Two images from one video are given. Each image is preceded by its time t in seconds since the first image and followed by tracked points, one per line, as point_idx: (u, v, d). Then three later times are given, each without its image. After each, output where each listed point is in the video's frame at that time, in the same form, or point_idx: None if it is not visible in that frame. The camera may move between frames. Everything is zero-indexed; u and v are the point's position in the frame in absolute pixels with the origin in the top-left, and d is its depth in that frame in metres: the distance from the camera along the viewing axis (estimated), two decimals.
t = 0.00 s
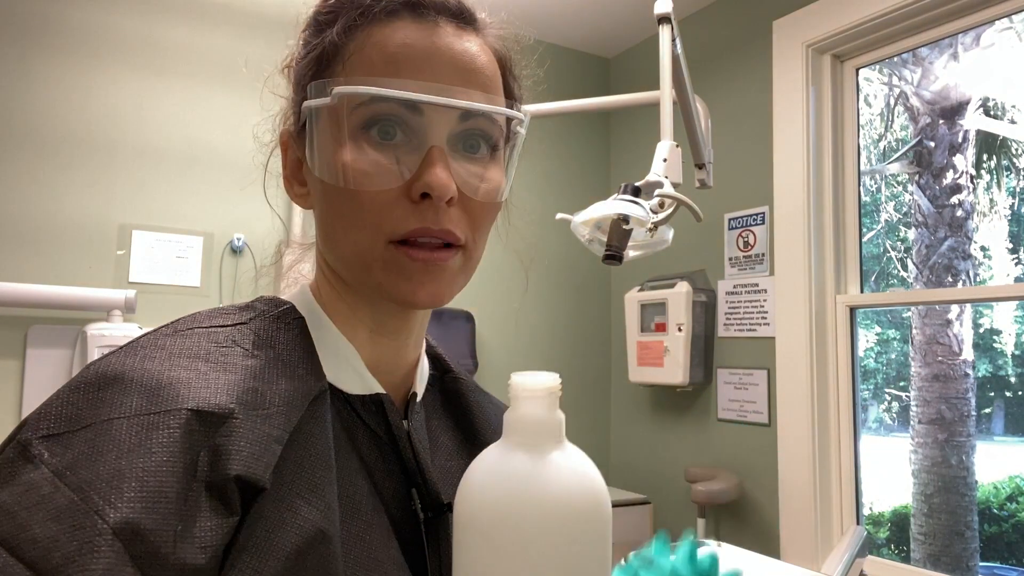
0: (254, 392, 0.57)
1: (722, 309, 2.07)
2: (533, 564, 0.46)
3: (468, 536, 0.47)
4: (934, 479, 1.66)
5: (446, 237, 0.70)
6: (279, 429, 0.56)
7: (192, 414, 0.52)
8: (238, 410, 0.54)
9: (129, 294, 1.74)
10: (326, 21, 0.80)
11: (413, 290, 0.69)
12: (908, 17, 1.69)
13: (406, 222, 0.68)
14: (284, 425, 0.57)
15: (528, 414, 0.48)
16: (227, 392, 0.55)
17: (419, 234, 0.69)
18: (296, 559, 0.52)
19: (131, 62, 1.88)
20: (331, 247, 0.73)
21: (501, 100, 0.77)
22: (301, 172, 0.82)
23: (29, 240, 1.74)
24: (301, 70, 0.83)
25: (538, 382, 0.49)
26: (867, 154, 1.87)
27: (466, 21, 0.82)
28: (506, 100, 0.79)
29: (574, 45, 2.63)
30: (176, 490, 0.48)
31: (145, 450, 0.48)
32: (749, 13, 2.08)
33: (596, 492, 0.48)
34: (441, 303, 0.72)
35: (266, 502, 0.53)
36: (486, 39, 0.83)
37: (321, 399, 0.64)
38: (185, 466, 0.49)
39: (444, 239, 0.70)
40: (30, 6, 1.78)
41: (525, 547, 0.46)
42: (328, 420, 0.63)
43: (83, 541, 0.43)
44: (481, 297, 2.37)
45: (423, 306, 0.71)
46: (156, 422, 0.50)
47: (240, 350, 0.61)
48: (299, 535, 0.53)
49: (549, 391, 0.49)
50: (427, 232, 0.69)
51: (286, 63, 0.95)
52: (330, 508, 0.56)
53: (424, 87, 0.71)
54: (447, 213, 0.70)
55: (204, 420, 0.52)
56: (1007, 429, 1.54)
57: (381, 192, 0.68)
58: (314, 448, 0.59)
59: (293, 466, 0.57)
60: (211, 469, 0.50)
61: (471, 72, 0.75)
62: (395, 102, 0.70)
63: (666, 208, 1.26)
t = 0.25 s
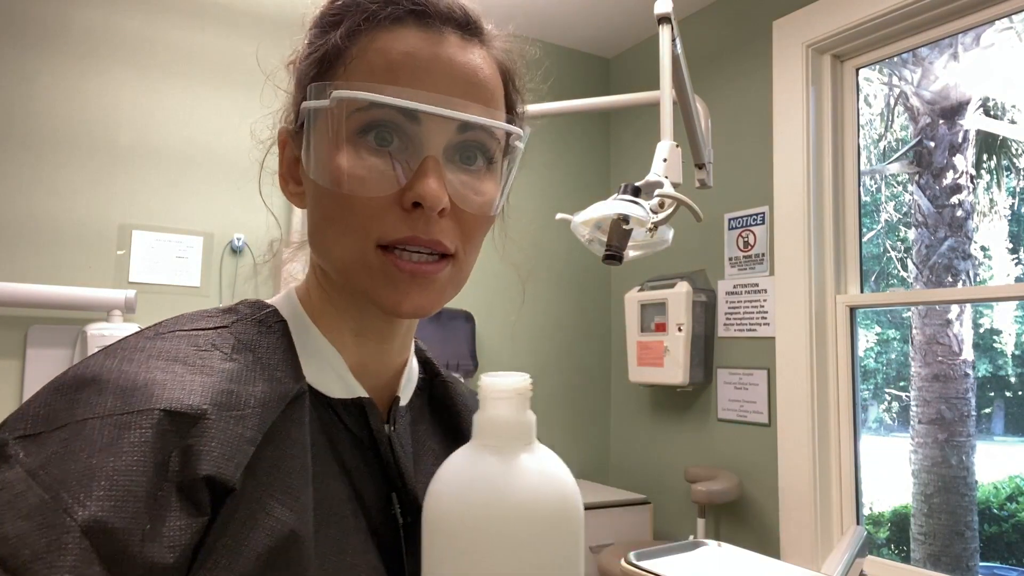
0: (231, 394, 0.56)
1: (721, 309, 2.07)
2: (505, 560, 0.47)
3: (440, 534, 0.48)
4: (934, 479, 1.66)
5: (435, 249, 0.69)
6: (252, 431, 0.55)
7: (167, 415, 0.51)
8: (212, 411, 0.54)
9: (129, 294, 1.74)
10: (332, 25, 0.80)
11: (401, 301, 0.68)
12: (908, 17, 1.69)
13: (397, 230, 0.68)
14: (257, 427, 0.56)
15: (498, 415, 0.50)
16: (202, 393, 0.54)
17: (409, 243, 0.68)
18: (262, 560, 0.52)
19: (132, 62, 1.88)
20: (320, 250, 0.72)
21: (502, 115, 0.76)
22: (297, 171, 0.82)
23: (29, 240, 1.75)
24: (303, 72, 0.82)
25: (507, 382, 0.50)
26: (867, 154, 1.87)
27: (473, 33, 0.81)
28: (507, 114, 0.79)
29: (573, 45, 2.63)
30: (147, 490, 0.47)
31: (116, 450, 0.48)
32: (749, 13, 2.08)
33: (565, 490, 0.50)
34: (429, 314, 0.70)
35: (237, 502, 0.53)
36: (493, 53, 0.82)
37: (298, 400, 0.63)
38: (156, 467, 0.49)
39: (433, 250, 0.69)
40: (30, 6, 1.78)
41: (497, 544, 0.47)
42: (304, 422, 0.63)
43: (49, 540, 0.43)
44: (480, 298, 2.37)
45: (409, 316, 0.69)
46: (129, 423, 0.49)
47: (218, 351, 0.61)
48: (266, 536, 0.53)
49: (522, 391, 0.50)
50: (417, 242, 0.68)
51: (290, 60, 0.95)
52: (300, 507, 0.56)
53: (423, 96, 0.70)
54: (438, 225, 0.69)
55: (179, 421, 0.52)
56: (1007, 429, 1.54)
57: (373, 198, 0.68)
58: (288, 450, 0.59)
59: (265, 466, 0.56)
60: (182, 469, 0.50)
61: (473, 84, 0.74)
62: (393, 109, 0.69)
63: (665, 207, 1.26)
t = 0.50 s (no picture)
0: (197, 410, 0.54)
1: (722, 309, 2.07)
2: None
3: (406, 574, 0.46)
4: (934, 479, 1.66)
5: (420, 245, 0.67)
6: (217, 448, 0.52)
7: (124, 436, 0.49)
8: (171, 429, 0.51)
9: (129, 294, 1.74)
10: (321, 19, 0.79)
11: (383, 299, 0.65)
12: (908, 17, 1.69)
13: (382, 224, 0.65)
14: (223, 443, 0.53)
15: (462, 447, 0.49)
16: (165, 411, 0.52)
17: (394, 238, 0.66)
18: None
19: (132, 62, 1.88)
20: (301, 246, 0.69)
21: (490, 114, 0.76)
22: (277, 168, 0.81)
23: (29, 240, 1.75)
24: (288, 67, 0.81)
25: (472, 412, 0.49)
26: (867, 154, 1.87)
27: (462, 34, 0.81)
28: (494, 113, 0.78)
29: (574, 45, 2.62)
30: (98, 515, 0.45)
31: (70, 476, 0.46)
32: (750, 13, 2.08)
33: (533, 523, 0.48)
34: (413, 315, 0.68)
35: (202, 522, 0.50)
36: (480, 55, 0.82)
37: (269, 413, 0.60)
38: (112, 490, 0.47)
39: (419, 247, 0.67)
40: (30, 6, 1.78)
41: None
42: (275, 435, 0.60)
43: None
44: (481, 298, 2.37)
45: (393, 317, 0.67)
46: (85, 447, 0.48)
47: (188, 368, 0.58)
48: (231, 557, 0.50)
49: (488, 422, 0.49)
50: (402, 238, 0.66)
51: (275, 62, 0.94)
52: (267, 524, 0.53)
53: (410, 90, 0.69)
54: (423, 221, 0.66)
55: (138, 442, 0.50)
56: (1007, 429, 1.54)
57: (356, 193, 0.65)
58: (259, 466, 0.56)
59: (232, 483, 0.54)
60: (140, 491, 0.48)
61: (460, 81, 0.73)
62: (379, 102, 0.68)
63: (665, 207, 1.26)
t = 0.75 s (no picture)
0: (209, 412, 0.57)
1: (722, 309, 2.07)
2: None
3: None
4: (934, 479, 1.66)
5: (442, 230, 0.69)
6: (223, 449, 0.55)
7: (140, 434, 0.52)
8: (182, 430, 0.54)
9: (129, 294, 1.74)
10: (332, 15, 0.80)
11: (408, 282, 0.67)
12: (907, 17, 1.69)
13: (403, 211, 0.67)
14: (230, 446, 0.56)
15: (457, 451, 0.50)
16: (180, 413, 0.55)
17: (416, 223, 0.67)
18: None
19: (132, 62, 1.88)
20: (323, 238, 0.71)
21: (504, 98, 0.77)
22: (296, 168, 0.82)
23: (29, 240, 1.75)
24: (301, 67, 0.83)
25: (468, 416, 0.49)
26: (867, 154, 1.87)
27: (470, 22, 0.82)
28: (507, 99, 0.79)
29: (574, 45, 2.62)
30: (111, 510, 0.48)
31: (86, 472, 0.49)
32: (749, 13, 2.08)
33: (530, 522, 0.49)
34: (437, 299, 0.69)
35: (211, 522, 0.53)
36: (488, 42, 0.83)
37: (283, 415, 0.63)
38: (125, 487, 0.49)
39: (440, 232, 0.69)
40: (29, 6, 1.78)
41: None
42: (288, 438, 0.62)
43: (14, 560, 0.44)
44: (481, 298, 2.37)
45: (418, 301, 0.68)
46: (102, 444, 0.51)
47: (205, 371, 0.62)
48: (239, 557, 0.52)
49: (482, 427, 0.50)
50: (424, 223, 0.68)
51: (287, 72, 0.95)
52: (277, 528, 0.56)
53: (424, 79, 0.71)
54: (443, 205, 0.68)
55: (151, 441, 0.52)
56: (1007, 429, 1.54)
57: (376, 179, 0.67)
58: (269, 467, 0.59)
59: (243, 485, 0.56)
60: (151, 489, 0.50)
61: (470, 67, 0.75)
62: (395, 92, 0.70)
63: (665, 208, 1.26)
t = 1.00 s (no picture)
0: (272, 398, 0.65)
1: (721, 309, 2.07)
2: None
3: (428, 556, 0.46)
4: (934, 479, 1.66)
5: (505, 215, 0.72)
6: (277, 431, 0.63)
7: (208, 416, 0.60)
8: (242, 414, 0.62)
9: (129, 294, 1.75)
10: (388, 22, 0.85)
11: (473, 266, 0.71)
12: (908, 17, 1.69)
13: (466, 197, 0.71)
14: (284, 429, 0.64)
15: (477, 425, 0.48)
16: (246, 399, 0.64)
17: (479, 209, 0.72)
18: (289, 550, 0.59)
19: (132, 62, 1.88)
20: (392, 233, 0.76)
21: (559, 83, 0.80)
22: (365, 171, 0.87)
23: (29, 240, 1.75)
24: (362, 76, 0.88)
25: (488, 391, 0.47)
26: (867, 155, 1.87)
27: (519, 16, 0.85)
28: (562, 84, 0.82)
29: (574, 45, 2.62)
30: (181, 480, 0.56)
31: (156, 452, 0.57)
32: (750, 13, 2.08)
33: (554, 494, 0.48)
34: (504, 281, 0.73)
35: (267, 499, 0.61)
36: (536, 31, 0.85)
37: (341, 403, 0.71)
38: (194, 465, 0.58)
39: (502, 216, 0.73)
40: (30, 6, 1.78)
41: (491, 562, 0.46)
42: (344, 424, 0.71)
43: (94, 528, 0.52)
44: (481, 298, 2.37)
45: (485, 283, 0.72)
46: (177, 425, 0.59)
47: (274, 364, 0.71)
48: (293, 532, 0.60)
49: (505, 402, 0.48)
50: (488, 207, 0.72)
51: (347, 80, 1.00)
52: (329, 505, 0.63)
53: (480, 72, 0.75)
54: (505, 190, 0.72)
55: (217, 424, 0.61)
56: (1007, 429, 1.54)
57: (437, 170, 0.72)
58: (328, 451, 0.66)
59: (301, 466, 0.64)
60: (215, 467, 0.59)
61: (521, 56, 0.78)
62: (452, 86, 0.74)
63: (665, 207, 1.26)
